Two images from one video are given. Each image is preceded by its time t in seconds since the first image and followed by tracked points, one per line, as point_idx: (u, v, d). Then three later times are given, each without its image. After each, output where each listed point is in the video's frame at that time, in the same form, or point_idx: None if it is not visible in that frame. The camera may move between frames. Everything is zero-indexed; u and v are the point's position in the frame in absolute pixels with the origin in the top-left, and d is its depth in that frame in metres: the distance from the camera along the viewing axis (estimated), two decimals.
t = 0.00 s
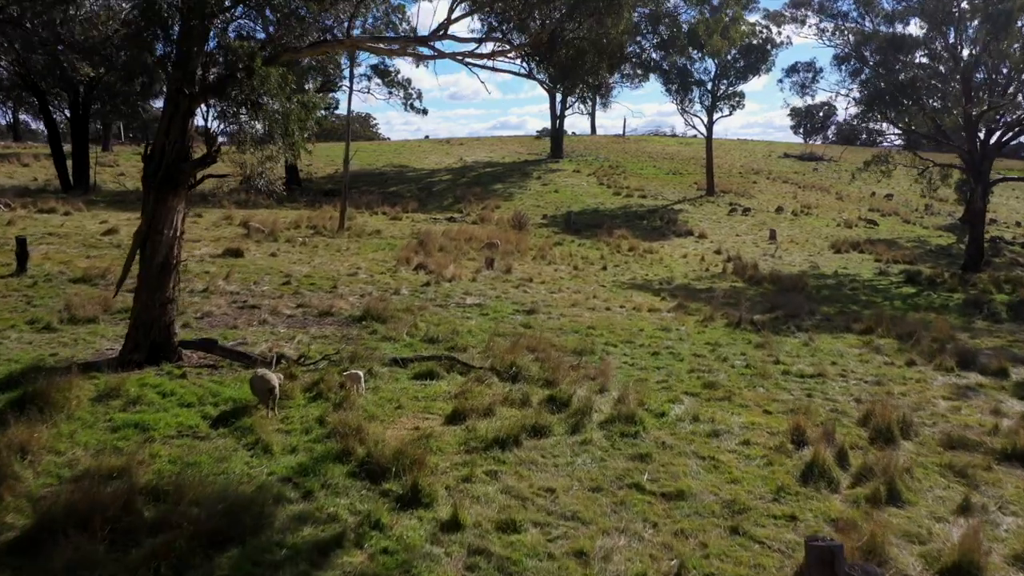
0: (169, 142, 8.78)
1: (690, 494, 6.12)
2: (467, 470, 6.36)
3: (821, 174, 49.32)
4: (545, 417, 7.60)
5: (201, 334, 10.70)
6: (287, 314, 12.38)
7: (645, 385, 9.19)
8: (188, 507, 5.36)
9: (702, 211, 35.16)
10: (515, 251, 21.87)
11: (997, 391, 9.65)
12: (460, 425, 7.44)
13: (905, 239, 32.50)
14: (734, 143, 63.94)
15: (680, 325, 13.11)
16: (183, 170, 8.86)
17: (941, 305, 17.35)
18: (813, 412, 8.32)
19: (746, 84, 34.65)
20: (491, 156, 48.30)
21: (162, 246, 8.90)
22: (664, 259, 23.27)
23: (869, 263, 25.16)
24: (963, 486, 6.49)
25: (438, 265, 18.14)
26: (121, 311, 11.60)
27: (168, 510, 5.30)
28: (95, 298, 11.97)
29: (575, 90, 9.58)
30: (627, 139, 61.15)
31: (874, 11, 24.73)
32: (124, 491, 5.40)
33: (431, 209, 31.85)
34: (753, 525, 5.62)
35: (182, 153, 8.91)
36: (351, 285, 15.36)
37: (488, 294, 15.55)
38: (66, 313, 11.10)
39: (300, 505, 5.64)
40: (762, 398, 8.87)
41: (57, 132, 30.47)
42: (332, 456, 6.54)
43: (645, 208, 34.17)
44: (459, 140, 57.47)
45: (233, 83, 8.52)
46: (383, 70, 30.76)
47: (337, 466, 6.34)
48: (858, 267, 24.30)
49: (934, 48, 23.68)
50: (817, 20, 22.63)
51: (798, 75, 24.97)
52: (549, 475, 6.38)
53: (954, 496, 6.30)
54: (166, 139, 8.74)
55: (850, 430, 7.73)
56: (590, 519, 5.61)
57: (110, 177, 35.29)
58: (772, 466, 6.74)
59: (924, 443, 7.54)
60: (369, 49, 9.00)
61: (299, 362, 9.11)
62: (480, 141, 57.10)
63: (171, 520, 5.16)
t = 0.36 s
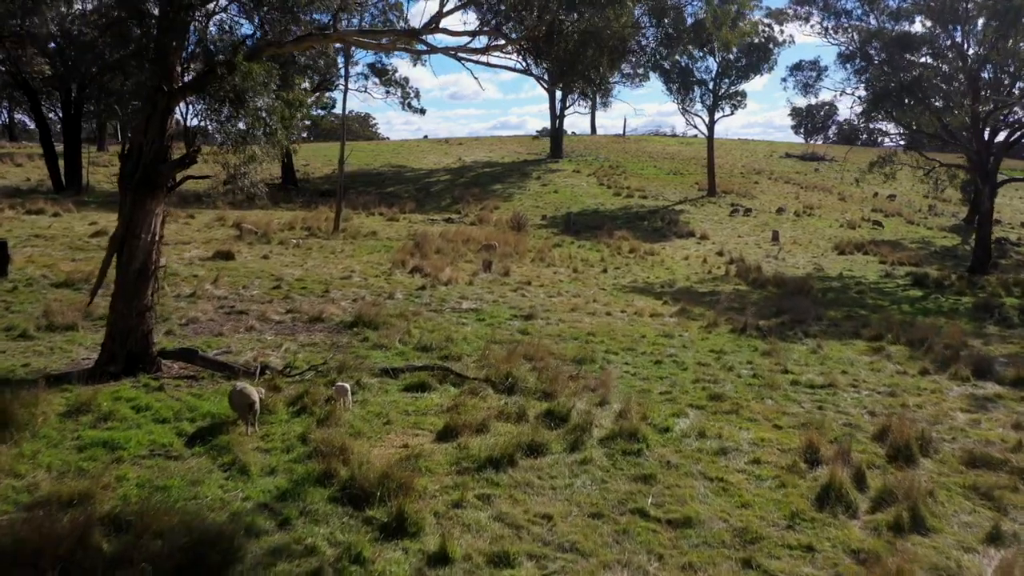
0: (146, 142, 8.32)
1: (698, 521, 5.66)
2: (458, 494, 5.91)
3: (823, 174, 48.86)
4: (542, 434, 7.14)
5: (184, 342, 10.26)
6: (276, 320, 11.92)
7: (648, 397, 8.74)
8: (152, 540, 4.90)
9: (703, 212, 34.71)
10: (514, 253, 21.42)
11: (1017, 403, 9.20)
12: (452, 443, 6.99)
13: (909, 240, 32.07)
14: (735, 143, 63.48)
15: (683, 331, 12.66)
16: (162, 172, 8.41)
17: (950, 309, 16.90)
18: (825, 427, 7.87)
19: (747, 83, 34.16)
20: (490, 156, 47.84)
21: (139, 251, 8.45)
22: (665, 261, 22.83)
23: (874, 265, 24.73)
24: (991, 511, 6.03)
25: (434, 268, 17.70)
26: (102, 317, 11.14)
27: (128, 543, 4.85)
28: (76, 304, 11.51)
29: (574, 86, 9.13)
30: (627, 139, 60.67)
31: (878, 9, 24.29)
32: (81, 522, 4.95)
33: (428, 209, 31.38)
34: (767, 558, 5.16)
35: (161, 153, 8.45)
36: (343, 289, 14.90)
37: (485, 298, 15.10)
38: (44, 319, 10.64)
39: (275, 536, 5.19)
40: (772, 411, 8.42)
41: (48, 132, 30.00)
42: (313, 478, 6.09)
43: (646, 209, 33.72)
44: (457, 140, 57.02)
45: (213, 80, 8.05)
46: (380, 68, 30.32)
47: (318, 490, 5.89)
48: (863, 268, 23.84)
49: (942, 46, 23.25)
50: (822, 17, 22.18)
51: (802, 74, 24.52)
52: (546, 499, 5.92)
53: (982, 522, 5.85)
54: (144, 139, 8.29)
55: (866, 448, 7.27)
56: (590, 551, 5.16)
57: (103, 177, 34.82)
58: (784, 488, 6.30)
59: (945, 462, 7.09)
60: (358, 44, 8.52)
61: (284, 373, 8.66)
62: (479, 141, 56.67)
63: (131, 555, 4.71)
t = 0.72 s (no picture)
0: (123, 141, 7.90)
1: (710, 552, 5.20)
2: (449, 520, 5.47)
3: (825, 174, 48.43)
4: (540, 453, 6.69)
5: (166, 350, 9.83)
6: (265, 326, 11.49)
7: (652, 410, 8.30)
8: None
9: (705, 213, 34.26)
10: (512, 255, 20.99)
11: None
12: (443, 463, 6.54)
13: (914, 241, 31.65)
14: (737, 143, 63.01)
15: (687, 337, 12.23)
16: (140, 172, 7.98)
17: (959, 314, 16.47)
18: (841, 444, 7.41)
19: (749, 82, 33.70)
20: (489, 156, 47.39)
21: (116, 256, 8.01)
22: (667, 263, 22.40)
23: (880, 267, 24.32)
24: None
25: (431, 270, 17.28)
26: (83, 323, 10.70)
27: None
28: (57, 309, 11.07)
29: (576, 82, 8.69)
30: (628, 139, 60.22)
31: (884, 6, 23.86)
32: (35, 559, 4.52)
33: (426, 210, 30.93)
34: None
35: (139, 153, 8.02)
36: (337, 293, 14.46)
37: (483, 302, 14.68)
38: (22, 326, 10.20)
39: (247, 570, 4.75)
40: (783, 425, 7.98)
41: (41, 132, 29.56)
42: (292, 502, 5.65)
43: (647, 209, 33.27)
44: (456, 139, 56.59)
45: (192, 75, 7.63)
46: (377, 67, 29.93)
47: (297, 517, 5.45)
48: (868, 270, 23.43)
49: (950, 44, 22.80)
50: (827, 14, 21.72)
51: (806, 73, 24.06)
52: (544, 527, 5.48)
53: (1016, 552, 5.40)
54: (120, 137, 7.88)
55: (886, 466, 6.83)
56: None
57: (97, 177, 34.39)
58: (800, 513, 5.85)
59: (970, 482, 6.64)
60: (345, 38, 8.08)
61: (269, 384, 8.22)
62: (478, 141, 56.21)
63: None
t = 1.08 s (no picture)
0: (99, 140, 7.40)
1: None
2: (440, 553, 5.03)
3: (828, 175, 48.00)
4: (540, 475, 6.25)
5: (149, 360, 9.39)
6: (253, 333, 11.04)
7: (657, 425, 7.87)
8: None
9: (708, 213, 33.83)
10: (512, 257, 20.57)
11: None
12: (436, 485, 6.10)
13: (919, 242, 31.23)
14: (738, 143, 62.56)
15: (692, 344, 11.79)
16: (117, 174, 7.50)
17: (970, 318, 16.04)
18: (859, 463, 6.98)
19: (752, 81, 33.25)
20: (489, 156, 46.96)
21: (91, 263, 7.54)
22: (670, 265, 21.97)
23: (886, 270, 23.88)
24: None
25: (428, 273, 16.85)
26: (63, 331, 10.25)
27: None
28: (36, 316, 10.61)
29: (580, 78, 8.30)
30: (628, 138, 59.77)
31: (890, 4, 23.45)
32: None
33: (425, 211, 30.49)
34: None
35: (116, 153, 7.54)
36: (330, 297, 14.02)
37: (481, 307, 14.26)
38: None
39: None
40: (796, 440, 7.55)
41: (33, 131, 29.10)
42: (270, 532, 5.21)
43: (648, 210, 32.84)
44: (456, 139, 56.15)
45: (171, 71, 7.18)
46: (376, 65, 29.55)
47: (275, 550, 5.01)
48: (874, 273, 23.00)
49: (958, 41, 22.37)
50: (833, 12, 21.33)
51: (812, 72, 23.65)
52: (543, 560, 5.04)
53: None
54: (95, 137, 7.38)
55: (909, 488, 6.39)
56: None
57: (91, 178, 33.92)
58: (821, 542, 5.42)
59: (1000, 505, 6.20)
60: (332, 31, 7.66)
61: (253, 398, 7.79)
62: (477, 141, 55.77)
63: None
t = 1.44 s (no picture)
0: (69, 140, 6.92)
1: None
2: None
3: (830, 175, 47.53)
4: (538, 500, 5.81)
5: (128, 371, 8.95)
6: (240, 341, 10.59)
7: (662, 442, 7.43)
8: None
9: (709, 214, 33.38)
10: (510, 259, 20.14)
11: None
12: (425, 512, 5.66)
13: (924, 244, 30.78)
14: (739, 143, 62.07)
15: (697, 352, 11.35)
16: (88, 176, 7.03)
17: (981, 323, 15.61)
18: (878, 485, 6.54)
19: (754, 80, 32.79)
20: (489, 156, 46.50)
21: (61, 269, 7.08)
22: (671, 267, 21.54)
23: (892, 272, 23.45)
24: None
25: (424, 277, 16.41)
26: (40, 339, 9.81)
27: None
28: (12, 323, 10.16)
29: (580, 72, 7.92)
30: (629, 138, 59.28)
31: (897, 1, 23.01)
32: None
33: (423, 212, 30.04)
34: None
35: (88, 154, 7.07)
36: (322, 302, 13.59)
37: (477, 312, 13.81)
38: None
39: None
40: (809, 458, 7.12)
41: (25, 131, 28.63)
42: (242, 568, 4.77)
43: (649, 211, 32.39)
44: (454, 139, 55.69)
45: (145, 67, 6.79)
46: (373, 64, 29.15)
47: None
48: (880, 275, 22.57)
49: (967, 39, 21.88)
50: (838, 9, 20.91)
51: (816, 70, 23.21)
52: None
53: None
54: (65, 136, 6.91)
55: (934, 514, 5.95)
56: None
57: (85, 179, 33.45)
58: None
59: None
60: (318, 23, 7.26)
61: (234, 413, 7.34)
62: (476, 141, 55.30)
63: None
